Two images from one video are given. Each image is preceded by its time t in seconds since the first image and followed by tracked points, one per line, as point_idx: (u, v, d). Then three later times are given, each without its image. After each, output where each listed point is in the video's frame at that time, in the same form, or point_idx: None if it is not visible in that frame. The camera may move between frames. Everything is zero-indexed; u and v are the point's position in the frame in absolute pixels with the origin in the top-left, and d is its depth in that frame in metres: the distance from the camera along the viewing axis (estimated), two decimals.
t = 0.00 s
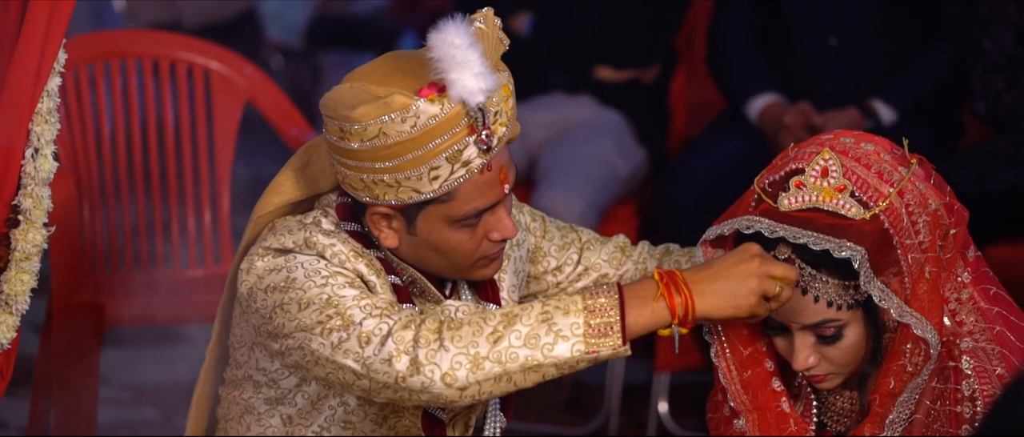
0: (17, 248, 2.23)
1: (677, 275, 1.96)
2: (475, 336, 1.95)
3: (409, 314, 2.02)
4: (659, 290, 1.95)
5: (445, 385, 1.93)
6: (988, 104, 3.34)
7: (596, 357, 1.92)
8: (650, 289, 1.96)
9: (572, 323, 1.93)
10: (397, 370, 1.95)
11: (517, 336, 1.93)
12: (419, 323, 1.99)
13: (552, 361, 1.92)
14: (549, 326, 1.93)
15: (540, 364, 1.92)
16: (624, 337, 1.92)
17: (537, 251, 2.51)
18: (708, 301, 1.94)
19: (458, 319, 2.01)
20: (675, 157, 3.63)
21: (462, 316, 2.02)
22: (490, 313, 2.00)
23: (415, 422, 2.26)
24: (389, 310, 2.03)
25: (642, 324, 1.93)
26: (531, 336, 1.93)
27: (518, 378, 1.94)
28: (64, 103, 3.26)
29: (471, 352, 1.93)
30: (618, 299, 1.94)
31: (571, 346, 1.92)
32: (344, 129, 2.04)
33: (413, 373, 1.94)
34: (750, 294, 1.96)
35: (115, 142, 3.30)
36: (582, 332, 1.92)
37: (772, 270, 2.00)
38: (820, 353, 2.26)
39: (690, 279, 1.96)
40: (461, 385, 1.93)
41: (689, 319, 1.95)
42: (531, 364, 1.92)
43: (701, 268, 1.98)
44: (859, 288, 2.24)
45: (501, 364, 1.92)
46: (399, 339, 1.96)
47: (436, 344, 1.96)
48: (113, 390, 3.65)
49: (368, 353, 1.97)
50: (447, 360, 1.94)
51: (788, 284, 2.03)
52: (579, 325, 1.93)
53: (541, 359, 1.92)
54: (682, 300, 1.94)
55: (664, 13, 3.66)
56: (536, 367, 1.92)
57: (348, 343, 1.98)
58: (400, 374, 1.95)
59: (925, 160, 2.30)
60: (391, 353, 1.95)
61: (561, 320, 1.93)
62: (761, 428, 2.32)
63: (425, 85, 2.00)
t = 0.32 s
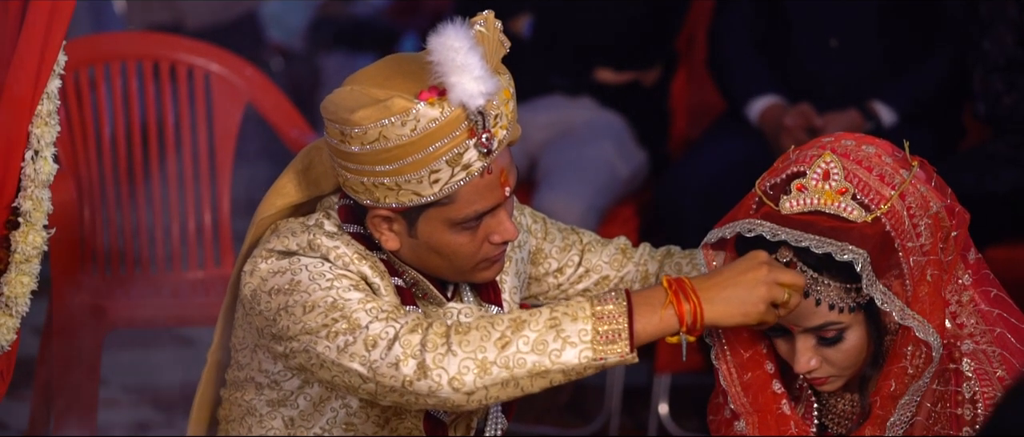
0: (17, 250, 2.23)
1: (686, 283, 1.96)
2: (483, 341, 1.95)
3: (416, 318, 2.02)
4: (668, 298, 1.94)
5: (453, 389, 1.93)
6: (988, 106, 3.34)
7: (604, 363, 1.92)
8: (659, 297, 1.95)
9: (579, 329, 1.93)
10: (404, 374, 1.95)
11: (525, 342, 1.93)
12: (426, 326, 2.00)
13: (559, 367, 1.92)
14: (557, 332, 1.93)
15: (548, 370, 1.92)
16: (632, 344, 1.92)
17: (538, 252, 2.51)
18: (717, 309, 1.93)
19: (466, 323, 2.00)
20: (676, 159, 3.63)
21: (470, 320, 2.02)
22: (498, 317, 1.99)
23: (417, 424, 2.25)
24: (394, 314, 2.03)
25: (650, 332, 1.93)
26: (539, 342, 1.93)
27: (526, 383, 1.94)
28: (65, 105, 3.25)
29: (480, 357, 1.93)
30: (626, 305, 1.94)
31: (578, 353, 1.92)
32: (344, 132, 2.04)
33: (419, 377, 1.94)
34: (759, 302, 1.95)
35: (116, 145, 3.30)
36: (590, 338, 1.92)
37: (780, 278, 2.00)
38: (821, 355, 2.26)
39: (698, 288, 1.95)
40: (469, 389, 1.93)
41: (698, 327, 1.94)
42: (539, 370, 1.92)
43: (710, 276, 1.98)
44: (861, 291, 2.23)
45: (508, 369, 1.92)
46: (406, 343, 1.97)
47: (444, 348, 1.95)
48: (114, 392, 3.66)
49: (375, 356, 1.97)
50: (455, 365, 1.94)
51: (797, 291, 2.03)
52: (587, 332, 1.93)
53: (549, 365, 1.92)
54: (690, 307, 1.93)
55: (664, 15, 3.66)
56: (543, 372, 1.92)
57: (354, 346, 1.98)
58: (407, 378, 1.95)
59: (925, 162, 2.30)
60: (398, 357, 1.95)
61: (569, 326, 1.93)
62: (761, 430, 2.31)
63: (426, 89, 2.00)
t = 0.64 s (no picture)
0: (18, 253, 2.24)
1: (688, 285, 1.95)
2: (486, 347, 1.94)
3: (419, 324, 2.02)
4: (670, 302, 1.94)
5: (456, 395, 1.93)
6: (988, 107, 3.33)
7: (607, 368, 1.92)
8: (662, 300, 1.95)
9: (582, 335, 1.93)
10: (408, 380, 1.95)
11: (528, 348, 1.93)
12: (429, 332, 2.00)
13: (562, 372, 1.92)
14: (560, 337, 1.93)
15: (551, 376, 1.92)
16: (635, 348, 1.91)
17: (540, 255, 2.51)
18: (719, 311, 1.93)
19: (469, 329, 2.00)
20: (676, 161, 3.63)
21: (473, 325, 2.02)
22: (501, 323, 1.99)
23: (420, 428, 2.24)
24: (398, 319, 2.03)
25: (652, 335, 1.93)
26: (542, 348, 1.92)
27: (529, 389, 1.93)
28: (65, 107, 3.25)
29: (483, 363, 1.93)
30: (629, 309, 1.93)
31: (581, 358, 1.91)
32: (348, 135, 2.04)
33: (423, 383, 1.94)
34: (761, 303, 1.96)
35: (115, 147, 3.31)
36: (593, 344, 1.92)
37: (781, 277, 2.00)
38: (821, 357, 2.26)
39: (700, 290, 1.95)
40: (472, 396, 1.93)
41: (700, 330, 1.94)
42: (542, 375, 1.92)
43: (711, 278, 1.98)
44: (861, 293, 2.24)
45: (512, 376, 1.92)
46: (410, 349, 1.96)
47: (446, 355, 1.95)
48: (115, 394, 3.66)
49: (378, 362, 1.97)
50: (459, 371, 1.93)
51: (798, 289, 2.04)
52: (590, 337, 1.93)
53: (552, 371, 1.91)
54: (693, 310, 1.93)
55: (665, 16, 3.66)
56: (547, 378, 1.92)
57: (358, 351, 1.98)
58: (410, 384, 1.95)
59: (925, 164, 2.30)
60: (401, 363, 1.95)
61: (572, 332, 1.93)
62: (761, 432, 2.30)
63: (430, 92, 2.00)
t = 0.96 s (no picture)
0: (17, 253, 2.24)
1: (685, 275, 1.97)
2: (484, 341, 1.94)
3: (419, 318, 2.01)
4: (668, 291, 1.95)
5: (455, 390, 1.93)
6: (988, 108, 3.33)
7: (606, 359, 1.92)
8: (660, 289, 1.96)
9: (580, 327, 1.93)
10: (407, 375, 1.95)
11: (526, 341, 1.93)
12: (429, 326, 1.99)
13: (561, 364, 1.92)
14: (558, 330, 1.93)
15: (550, 368, 1.92)
16: (634, 340, 1.92)
17: (540, 255, 2.51)
18: (716, 300, 1.94)
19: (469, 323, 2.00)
20: (676, 162, 3.64)
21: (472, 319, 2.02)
22: (498, 316, 1.99)
23: (421, 426, 2.24)
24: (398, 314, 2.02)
25: (649, 324, 1.93)
26: (541, 340, 1.92)
27: (528, 381, 1.93)
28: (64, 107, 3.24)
29: (482, 357, 1.93)
30: (627, 300, 1.94)
31: (580, 350, 1.92)
32: (352, 132, 2.04)
33: (423, 377, 1.94)
34: (761, 290, 1.96)
35: (115, 148, 3.30)
36: (591, 335, 1.92)
37: (778, 265, 2.00)
38: (820, 356, 2.26)
39: (698, 278, 1.96)
40: (472, 390, 1.93)
41: (699, 320, 1.95)
42: (541, 368, 1.92)
43: (710, 266, 1.99)
44: (859, 291, 2.23)
45: (511, 369, 1.92)
46: (409, 343, 1.97)
47: (445, 349, 1.95)
48: (114, 394, 3.66)
49: (378, 357, 1.97)
50: (457, 365, 1.93)
51: (796, 276, 2.03)
52: (589, 328, 1.93)
53: (551, 363, 1.92)
54: (691, 300, 1.94)
55: (664, 17, 3.66)
56: (546, 371, 1.92)
57: (358, 346, 1.98)
58: (410, 378, 1.95)
59: (925, 163, 2.30)
60: (401, 358, 1.95)
61: (569, 324, 1.93)
62: (761, 431, 2.30)
63: (434, 89, 2.00)
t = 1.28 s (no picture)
0: (17, 252, 2.24)
1: (683, 256, 1.95)
2: (483, 323, 1.94)
3: (418, 304, 2.01)
4: (666, 273, 1.93)
5: (455, 373, 1.93)
6: (988, 106, 3.26)
7: (605, 340, 1.92)
8: (657, 271, 1.95)
9: (578, 308, 1.93)
10: (407, 359, 1.95)
11: (524, 323, 1.93)
12: (428, 312, 1.99)
13: (559, 346, 1.92)
14: (556, 311, 1.93)
15: (549, 350, 1.92)
16: (633, 318, 1.92)
17: (541, 253, 2.51)
18: (714, 282, 1.92)
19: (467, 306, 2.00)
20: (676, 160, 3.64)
21: (472, 304, 2.02)
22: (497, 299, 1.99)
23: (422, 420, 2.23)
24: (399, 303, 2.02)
25: (650, 308, 1.93)
26: (540, 322, 1.93)
27: (527, 364, 1.93)
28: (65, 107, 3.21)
29: (480, 339, 1.93)
30: (624, 282, 1.94)
31: (578, 331, 1.92)
32: (354, 123, 2.05)
33: (422, 362, 1.94)
34: (759, 273, 1.94)
35: (114, 146, 3.30)
36: (589, 316, 1.92)
37: (778, 250, 1.98)
38: (819, 354, 2.26)
39: (696, 261, 1.94)
40: (471, 372, 1.93)
41: (697, 300, 1.92)
42: (539, 349, 1.92)
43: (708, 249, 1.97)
44: (857, 289, 2.23)
45: (510, 351, 1.92)
46: (408, 328, 1.97)
47: (444, 333, 1.95)
48: (114, 394, 3.65)
49: (378, 343, 1.97)
50: (456, 348, 1.93)
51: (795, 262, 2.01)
52: (586, 310, 1.93)
53: (549, 344, 1.92)
54: (688, 281, 1.92)
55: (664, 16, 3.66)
56: (545, 353, 1.92)
57: (358, 333, 1.98)
58: (410, 363, 1.94)
59: (921, 161, 2.30)
60: (400, 343, 1.95)
61: (568, 305, 1.93)
62: (762, 431, 2.30)
63: (435, 81, 2.00)
